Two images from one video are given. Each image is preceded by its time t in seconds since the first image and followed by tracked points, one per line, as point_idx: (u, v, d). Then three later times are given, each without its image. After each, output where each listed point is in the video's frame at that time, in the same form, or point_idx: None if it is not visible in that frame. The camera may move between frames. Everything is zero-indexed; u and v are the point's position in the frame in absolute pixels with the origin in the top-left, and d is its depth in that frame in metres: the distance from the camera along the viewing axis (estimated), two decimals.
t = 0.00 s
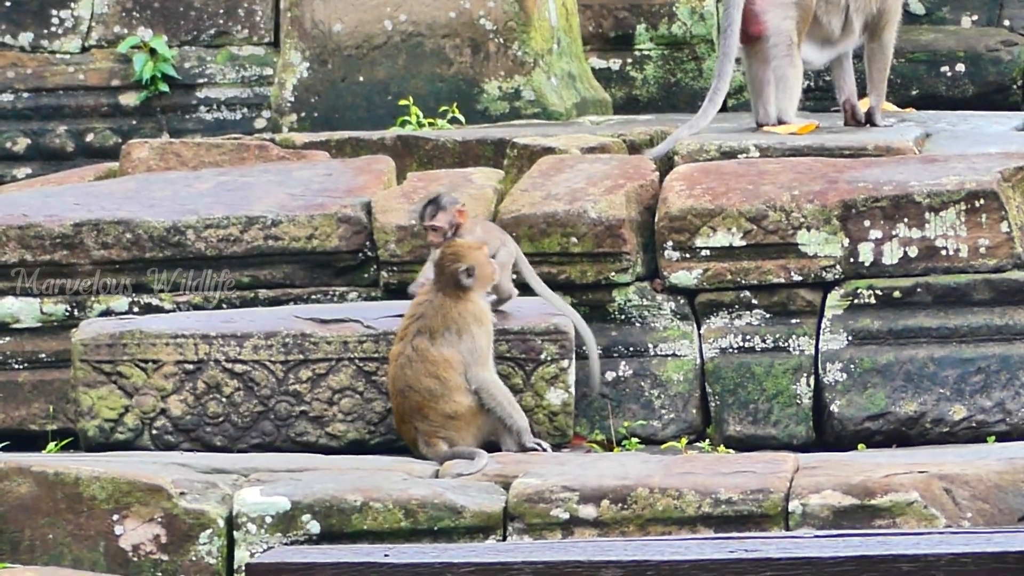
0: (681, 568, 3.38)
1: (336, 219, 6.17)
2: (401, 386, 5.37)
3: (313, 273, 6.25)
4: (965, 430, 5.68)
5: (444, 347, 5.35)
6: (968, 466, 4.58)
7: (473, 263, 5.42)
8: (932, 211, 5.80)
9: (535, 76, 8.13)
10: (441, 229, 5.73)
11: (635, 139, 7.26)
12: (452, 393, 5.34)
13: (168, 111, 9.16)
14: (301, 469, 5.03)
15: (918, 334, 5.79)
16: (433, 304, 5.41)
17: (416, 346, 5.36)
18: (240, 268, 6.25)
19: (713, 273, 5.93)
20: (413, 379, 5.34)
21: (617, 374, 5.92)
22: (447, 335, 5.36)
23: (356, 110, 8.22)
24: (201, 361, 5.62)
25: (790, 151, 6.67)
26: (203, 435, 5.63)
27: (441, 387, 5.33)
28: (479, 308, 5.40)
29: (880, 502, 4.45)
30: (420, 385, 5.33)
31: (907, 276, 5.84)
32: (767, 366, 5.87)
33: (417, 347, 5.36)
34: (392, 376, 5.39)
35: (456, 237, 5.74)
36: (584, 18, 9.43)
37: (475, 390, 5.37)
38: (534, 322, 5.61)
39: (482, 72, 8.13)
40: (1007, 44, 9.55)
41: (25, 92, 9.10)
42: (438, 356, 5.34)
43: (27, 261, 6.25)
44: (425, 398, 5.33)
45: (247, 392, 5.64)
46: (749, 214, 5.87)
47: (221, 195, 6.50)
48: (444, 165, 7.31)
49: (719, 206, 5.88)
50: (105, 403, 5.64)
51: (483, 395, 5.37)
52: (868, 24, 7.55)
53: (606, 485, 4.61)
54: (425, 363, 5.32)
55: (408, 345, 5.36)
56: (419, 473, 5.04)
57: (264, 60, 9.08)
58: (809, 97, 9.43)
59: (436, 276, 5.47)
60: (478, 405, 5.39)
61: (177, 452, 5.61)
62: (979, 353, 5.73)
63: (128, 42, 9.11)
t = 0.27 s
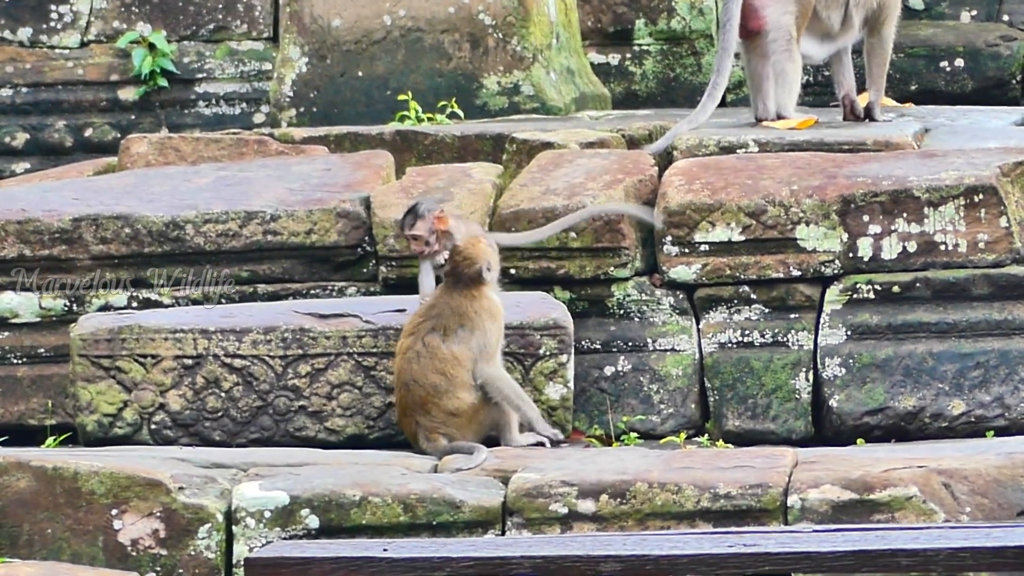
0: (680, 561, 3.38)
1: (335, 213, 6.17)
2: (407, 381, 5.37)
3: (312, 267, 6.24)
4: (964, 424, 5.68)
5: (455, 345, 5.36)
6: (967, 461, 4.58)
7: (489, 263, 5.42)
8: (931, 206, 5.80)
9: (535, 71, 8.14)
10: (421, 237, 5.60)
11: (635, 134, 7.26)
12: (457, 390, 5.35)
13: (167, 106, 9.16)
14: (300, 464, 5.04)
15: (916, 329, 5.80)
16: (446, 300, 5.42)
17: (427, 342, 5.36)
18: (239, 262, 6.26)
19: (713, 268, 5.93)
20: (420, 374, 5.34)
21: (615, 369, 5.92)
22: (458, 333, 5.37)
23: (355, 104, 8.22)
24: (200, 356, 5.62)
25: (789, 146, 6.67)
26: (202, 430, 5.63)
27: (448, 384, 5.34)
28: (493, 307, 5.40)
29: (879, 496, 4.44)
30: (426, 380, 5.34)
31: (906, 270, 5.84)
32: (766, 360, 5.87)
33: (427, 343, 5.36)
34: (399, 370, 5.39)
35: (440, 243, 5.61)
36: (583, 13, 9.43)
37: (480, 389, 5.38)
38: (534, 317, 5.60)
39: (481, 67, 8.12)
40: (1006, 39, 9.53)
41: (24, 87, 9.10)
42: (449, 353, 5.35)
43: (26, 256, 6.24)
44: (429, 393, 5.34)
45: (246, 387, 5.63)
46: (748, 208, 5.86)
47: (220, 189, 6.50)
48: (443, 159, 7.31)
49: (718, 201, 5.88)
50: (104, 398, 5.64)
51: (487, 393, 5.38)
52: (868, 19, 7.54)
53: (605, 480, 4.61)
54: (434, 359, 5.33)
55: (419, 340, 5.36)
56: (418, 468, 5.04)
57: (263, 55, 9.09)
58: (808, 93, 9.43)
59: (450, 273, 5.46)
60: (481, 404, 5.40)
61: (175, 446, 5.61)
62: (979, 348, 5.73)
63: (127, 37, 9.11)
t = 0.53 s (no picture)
0: (682, 557, 3.43)
1: (337, 208, 6.16)
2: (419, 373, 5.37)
3: (314, 263, 6.25)
4: (965, 420, 5.67)
5: (474, 343, 5.37)
6: (969, 456, 4.59)
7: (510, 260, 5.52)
8: (932, 201, 5.81)
9: (538, 67, 8.13)
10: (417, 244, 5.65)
11: (637, 129, 7.26)
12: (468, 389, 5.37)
13: (170, 101, 9.17)
14: (302, 458, 5.05)
15: (918, 324, 5.80)
16: (469, 299, 5.43)
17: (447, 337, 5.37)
18: (241, 257, 6.26)
19: (714, 263, 5.93)
20: (434, 369, 5.35)
21: (617, 364, 5.91)
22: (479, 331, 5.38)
23: (357, 100, 8.23)
24: (202, 351, 5.63)
25: (791, 142, 6.67)
26: (204, 424, 5.64)
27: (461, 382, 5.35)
28: (514, 308, 5.43)
29: (880, 491, 4.46)
30: (439, 375, 5.35)
31: (907, 266, 5.85)
32: (767, 356, 5.86)
33: (447, 339, 5.37)
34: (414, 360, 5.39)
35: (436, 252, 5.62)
36: (586, 8, 9.43)
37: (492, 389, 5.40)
38: (537, 312, 5.63)
39: (484, 62, 8.12)
40: (1008, 34, 9.50)
41: (27, 83, 9.12)
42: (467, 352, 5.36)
43: (28, 251, 6.25)
44: (437, 388, 5.35)
45: (248, 382, 5.64)
46: (750, 203, 5.87)
47: (223, 185, 6.51)
48: (445, 155, 7.31)
49: (720, 196, 5.89)
50: (106, 393, 5.64)
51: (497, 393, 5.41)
52: (871, 15, 7.56)
53: (607, 474, 4.62)
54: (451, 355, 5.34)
55: (439, 335, 5.36)
56: (419, 463, 5.04)
57: (268, 52, 9.04)
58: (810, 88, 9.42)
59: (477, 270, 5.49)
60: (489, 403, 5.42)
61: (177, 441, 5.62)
62: (980, 343, 5.73)
63: (130, 32, 9.10)
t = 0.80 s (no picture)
0: (685, 554, 3.53)
1: (341, 205, 6.16)
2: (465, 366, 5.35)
3: (317, 259, 6.25)
4: (968, 416, 5.69)
5: (524, 336, 5.39)
6: (972, 453, 4.58)
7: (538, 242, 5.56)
8: (936, 198, 5.79)
9: (541, 63, 8.12)
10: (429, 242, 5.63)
11: (640, 125, 7.25)
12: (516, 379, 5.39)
13: (173, 97, 9.16)
14: (306, 455, 5.05)
15: (922, 321, 5.80)
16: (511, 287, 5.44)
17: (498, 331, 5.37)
18: (244, 254, 6.26)
19: (718, 260, 5.92)
20: (483, 362, 5.34)
21: (620, 361, 5.92)
22: (529, 320, 5.41)
23: (360, 96, 8.22)
24: (205, 347, 5.63)
25: (794, 138, 6.67)
26: (207, 421, 5.64)
27: (508, 376, 5.36)
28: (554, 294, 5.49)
29: (884, 488, 4.46)
30: (488, 369, 5.35)
31: (911, 262, 5.84)
32: (770, 352, 5.86)
33: (500, 332, 5.38)
34: (460, 353, 5.36)
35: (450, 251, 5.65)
36: (589, 5, 9.42)
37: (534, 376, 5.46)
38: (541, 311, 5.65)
39: (487, 58, 8.11)
40: (1012, 30, 9.46)
41: (30, 79, 9.11)
42: (517, 345, 5.38)
43: (31, 248, 6.26)
44: (486, 382, 5.34)
45: (251, 378, 5.64)
46: (753, 200, 5.86)
47: (226, 181, 6.51)
48: (448, 151, 7.31)
49: (723, 192, 5.88)
50: (109, 389, 5.64)
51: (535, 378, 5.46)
52: (875, 11, 7.56)
53: (610, 471, 4.61)
54: (505, 348, 5.35)
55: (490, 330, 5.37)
56: (423, 459, 5.04)
57: (269, 47, 9.06)
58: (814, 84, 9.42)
59: (518, 260, 5.47)
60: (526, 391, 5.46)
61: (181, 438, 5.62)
62: (984, 340, 5.74)
63: (133, 29, 9.10)
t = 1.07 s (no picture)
0: (688, 553, 3.52)
1: (343, 203, 6.16)
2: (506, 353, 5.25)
3: (319, 258, 6.25)
4: (972, 414, 5.68)
5: (563, 325, 5.37)
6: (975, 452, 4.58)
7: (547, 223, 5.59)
8: (939, 196, 5.78)
9: (543, 60, 8.13)
10: (450, 241, 5.60)
11: (642, 123, 7.25)
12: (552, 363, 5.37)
13: (175, 95, 9.15)
14: (308, 454, 5.04)
15: (924, 319, 5.80)
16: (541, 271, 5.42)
17: (542, 318, 5.32)
18: (246, 252, 6.25)
19: (721, 258, 5.91)
20: (531, 352, 5.26)
21: (623, 359, 5.92)
22: (562, 303, 5.41)
23: (363, 94, 8.22)
24: (208, 346, 5.62)
25: (796, 136, 6.66)
26: (209, 419, 5.64)
27: (547, 366, 5.32)
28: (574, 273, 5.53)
29: (886, 487, 4.46)
30: (536, 359, 5.27)
31: (915, 260, 5.84)
32: (773, 351, 5.85)
33: (543, 319, 5.33)
34: (506, 342, 5.26)
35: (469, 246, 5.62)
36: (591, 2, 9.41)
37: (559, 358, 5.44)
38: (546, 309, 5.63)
39: (489, 56, 8.11)
40: (1014, 29, 9.42)
41: (32, 77, 9.09)
42: (558, 335, 5.35)
43: (33, 246, 6.24)
44: (533, 371, 5.27)
45: (253, 377, 5.64)
46: (756, 198, 5.85)
47: (228, 179, 6.51)
48: (451, 149, 7.30)
49: (726, 190, 5.87)
50: (111, 388, 5.64)
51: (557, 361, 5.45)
52: (878, 9, 7.54)
53: (613, 470, 4.61)
54: (551, 334, 5.31)
55: (539, 318, 5.31)
56: (426, 458, 5.04)
57: (271, 45, 9.08)
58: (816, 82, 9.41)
59: (544, 248, 5.49)
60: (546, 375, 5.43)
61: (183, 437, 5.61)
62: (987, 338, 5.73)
63: (134, 26, 9.11)
